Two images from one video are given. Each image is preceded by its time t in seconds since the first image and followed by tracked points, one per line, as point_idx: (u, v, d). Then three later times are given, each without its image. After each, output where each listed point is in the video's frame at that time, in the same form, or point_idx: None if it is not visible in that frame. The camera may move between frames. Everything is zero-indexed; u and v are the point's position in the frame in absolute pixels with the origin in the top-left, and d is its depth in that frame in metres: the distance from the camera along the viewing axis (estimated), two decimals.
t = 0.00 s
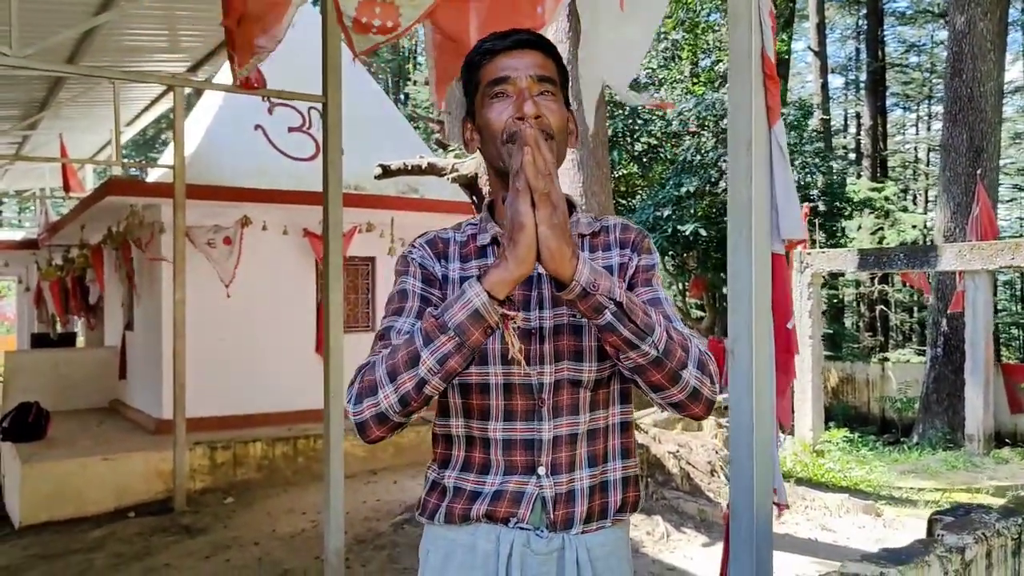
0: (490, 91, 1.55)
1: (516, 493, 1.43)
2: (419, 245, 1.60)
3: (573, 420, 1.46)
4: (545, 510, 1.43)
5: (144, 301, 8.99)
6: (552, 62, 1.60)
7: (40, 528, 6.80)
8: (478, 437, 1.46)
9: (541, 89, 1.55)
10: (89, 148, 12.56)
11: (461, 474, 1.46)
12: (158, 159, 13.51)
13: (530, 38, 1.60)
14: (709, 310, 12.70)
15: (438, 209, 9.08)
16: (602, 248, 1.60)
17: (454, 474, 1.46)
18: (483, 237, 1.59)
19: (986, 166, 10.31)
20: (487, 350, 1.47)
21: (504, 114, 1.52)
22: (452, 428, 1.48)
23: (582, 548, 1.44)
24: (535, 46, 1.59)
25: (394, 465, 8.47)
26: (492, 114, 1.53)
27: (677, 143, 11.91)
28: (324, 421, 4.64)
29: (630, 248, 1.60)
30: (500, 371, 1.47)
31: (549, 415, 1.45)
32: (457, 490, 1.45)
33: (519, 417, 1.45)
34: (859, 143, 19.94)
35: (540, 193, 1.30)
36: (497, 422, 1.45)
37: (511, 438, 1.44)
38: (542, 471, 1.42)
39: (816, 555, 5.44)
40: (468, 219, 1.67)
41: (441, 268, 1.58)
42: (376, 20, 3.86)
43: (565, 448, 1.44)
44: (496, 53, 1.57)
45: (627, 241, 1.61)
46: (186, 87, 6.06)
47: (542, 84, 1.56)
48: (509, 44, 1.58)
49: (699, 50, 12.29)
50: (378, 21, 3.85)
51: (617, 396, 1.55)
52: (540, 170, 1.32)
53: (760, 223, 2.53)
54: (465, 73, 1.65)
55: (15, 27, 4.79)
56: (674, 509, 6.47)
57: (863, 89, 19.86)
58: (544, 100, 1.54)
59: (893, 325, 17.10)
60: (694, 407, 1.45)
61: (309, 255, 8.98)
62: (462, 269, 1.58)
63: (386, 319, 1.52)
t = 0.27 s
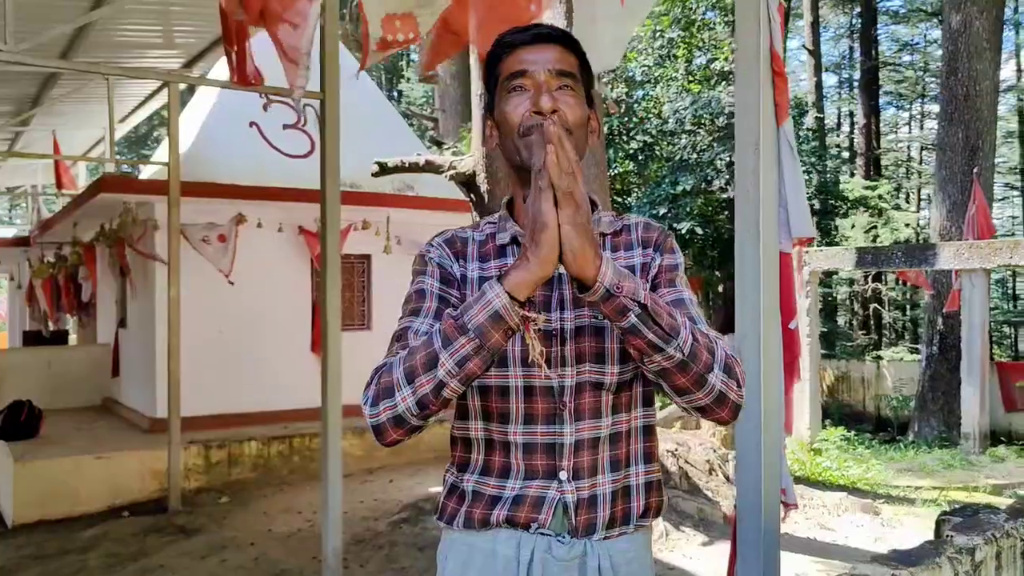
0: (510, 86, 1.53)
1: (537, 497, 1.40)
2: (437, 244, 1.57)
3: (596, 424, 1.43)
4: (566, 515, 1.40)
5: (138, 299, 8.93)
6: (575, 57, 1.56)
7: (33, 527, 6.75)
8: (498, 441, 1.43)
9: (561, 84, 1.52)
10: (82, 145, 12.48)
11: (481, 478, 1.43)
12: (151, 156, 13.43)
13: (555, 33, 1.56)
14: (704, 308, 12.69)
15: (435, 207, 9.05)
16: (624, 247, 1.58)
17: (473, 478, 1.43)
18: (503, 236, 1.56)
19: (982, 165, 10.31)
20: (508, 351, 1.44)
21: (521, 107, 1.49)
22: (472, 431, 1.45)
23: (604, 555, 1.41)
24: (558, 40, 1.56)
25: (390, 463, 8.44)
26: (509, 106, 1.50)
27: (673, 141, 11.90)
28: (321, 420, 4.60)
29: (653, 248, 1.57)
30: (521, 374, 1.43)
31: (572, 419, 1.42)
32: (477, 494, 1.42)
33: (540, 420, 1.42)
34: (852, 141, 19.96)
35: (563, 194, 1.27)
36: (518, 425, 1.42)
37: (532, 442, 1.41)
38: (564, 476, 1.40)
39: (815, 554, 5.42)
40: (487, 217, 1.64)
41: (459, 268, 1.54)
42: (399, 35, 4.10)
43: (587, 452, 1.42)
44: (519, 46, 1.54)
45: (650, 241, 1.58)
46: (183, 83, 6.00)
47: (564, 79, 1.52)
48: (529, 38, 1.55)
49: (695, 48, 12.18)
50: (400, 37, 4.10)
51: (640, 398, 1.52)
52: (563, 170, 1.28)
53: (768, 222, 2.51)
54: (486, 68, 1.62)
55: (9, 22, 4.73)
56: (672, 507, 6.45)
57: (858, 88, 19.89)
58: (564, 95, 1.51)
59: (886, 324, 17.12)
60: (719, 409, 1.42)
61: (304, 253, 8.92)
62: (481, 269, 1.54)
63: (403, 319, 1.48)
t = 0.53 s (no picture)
0: (526, 81, 1.51)
1: (546, 500, 1.38)
2: (443, 243, 1.55)
3: (604, 426, 1.42)
4: (576, 518, 1.39)
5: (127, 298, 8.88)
6: (593, 53, 1.56)
7: (21, 528, 6.70)
8: (505, 443, 1.41)
9: (578, 82, 1.51)
10: (69, 143, 12.39)
11: (488, 480, 1.41)
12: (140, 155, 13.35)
13: (573, 30, 1.55)
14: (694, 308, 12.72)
15: (426, 207, 9.04)
16: (632, 247, 1.56)
17: (480, 480, 1.42)
18: (511, 234, 1.55)
19: (971, 166, 10.36)
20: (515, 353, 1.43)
21: (537, 105, 1.47)
22: (479, 433, 1.43)
23: (614, 559, 1.40)
24: (577, 37, 1.55)
25: (380, 464, 8.41)
26: (527, 104, 1.48)
27: (663, 141, 11.92)
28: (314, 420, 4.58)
29: (662, 248, 1.56)
30: (528, 375, 1.42)
31: (580, 420, 1.41)
32: (484, 496, 1.41)
33: (548, 423, 1.41)
34: (840, 142, 20.06)
35: (581, 212, 1.22)
36: (526, 425, 1.40)
37: (540, 444, 1.40)
38: (574, 478, 1.39)
39: (807, 554, 5.43)
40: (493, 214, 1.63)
41: (466, 268, 1.54)
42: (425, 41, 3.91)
43: (596, 454, 1.41)
44: (536, 41, 1.54)
45: (659, 240, 1.57)
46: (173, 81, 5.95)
47: (584, 74, 1.51)
48: (549, 33, 1.54)
49: (685, 49, 12.12)
50: (427, 40, 3.90)
51: (649, 400, 1.50)
52: (580, 187, 1.22)
53: (766, 222, 2.51)
54: (501, 65, 1.61)
55: None
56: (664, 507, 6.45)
57: (846, 89, 19.98)
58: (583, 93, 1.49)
59: (874, 324, 17.21)
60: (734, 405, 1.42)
61: (295, 252, 8.88)
62: (488, 270, 1.54)
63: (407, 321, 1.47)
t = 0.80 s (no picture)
0: (514, 75, 1.52)
1: (543, 500, 1.37)
2: (437, 245, 1.51)
3: (602, 427, 1.41)
4: (574, 517, 1.38)
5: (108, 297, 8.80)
6: (584, 45, 1.54)
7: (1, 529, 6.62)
8: (502, 443, 1.40)
9: (568, 75, 1.51)
10: (50, 140, 12.28)
11: (485, 479, 1.40)
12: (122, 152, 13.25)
13: (565, 22, 1.53)
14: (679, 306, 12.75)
15: (412, 205, 9.02)
16: (633, 250, 1.51)
17: (478, 479, 1.41)
18: (506, 233, 1.48)
19: (953, 165, 10.44)
20: (511, 353, 1.43)
21: (525, 99, 1.50)
22: (478, 434, 1.43)
23: (614, 559, 1.37)
24: (567, 29, 1.53)
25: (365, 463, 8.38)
26: (515, 99, 1.50)
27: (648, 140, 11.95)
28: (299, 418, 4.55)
29: (664, 254, 1.51)
30: (525, 375, 1.42)
31: (577, 420, 1.41)
32: (480, 495, 1.39)
33: (545, 423, 1.40)
34: (823, 141, 20.18)
35: None
36: (523, 426, 1.40)
37: (537, 444, 1.39)
38: (571, 478, 1.38)
39: (793, 551, 5.45)
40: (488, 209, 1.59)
41: (460, 269, 1.49)
42: (395, 30, 3.75)
43: (594, 455, 1.40)
44: (526, 34, 1.52)
45: (661, 246, 1.52)
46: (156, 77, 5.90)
47: (572, 67, 1.51)
48: (539, 27, 1.52)
49: (670, 47, 12.23)
50: (397, 32, 3.74)
51: (648, 406, 1.48)
52: None
53: (755, 221, 2.52)
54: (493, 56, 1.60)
55: None
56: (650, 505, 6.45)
57: (829, 89, 20.12)
58: (570, 86, 1.50)
59: (856, 322, 17.33)
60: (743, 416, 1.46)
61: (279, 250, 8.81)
62: (483, 269, 1.48)
63: (399, 341, 1.44)
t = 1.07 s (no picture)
0: (508, 66, 1.53)
1: (529, 511, 1.38)
2: (415, 257, 1.51)
3: (591, 438, 1.41)
4: (561, 527, 1.38)
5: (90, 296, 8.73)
6: (581, 37, 1.56)
7: None
8: (489, 451, 1.40)
9: (563, 67, 1.52)
10: (31, 138, 12.17)
11: (470, 487, 1.41)
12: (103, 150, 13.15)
13: (559, 12, 1.55)
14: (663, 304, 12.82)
15: (396, 203, 9.00)
16: (627, 255, 1.51)
17: (462, 487, 1.41)
18: (494, 234, 1.48)
19: (933, 164, 10.52)
20: (498, 360, 1.42)
21: (520, 91, 1.50)
22: (462, 443, 1.42)
23: (600, 566, 1.41)
24: (564, 20, 1.56)
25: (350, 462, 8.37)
26: (510, 89, 1.51)
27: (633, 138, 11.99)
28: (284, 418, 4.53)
29: (656, 267, 1.53)
30: (513, 384, 1.41)
31: (566, 430, 1.40)
32: (465, 504, 1.40)
33: (533, 431, 1.40)
34: (806, 140, 20.30)
35: None
36: (511, 434, 1.39)
37: (524, 453, 1.39)
38: (558, 489, 1.38)
39: (777, 548, 5.49)
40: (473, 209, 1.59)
41: (448, 275, 1.48)
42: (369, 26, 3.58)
43: (581, 466, 1.40)
44: (521, 25, 1.54)
45: (655, 258, 1.54)
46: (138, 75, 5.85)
47: (570, 60, 1.53)
48: (532, 15, 1.54)
49: (653, 47, 12.29)
50: (372, 26, 3.57)
51: (631, 415, 1.50)
52: None
53: (739, 223, 2.53)
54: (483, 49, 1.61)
55: None
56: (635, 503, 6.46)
57: (812, 88, 20.27)
58: (567, 80, 1.51)
59: (839, 320, 17.46)
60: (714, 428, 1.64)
61: (262, 250, 8.78)
62: (469, 272, 1.47)
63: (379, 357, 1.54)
